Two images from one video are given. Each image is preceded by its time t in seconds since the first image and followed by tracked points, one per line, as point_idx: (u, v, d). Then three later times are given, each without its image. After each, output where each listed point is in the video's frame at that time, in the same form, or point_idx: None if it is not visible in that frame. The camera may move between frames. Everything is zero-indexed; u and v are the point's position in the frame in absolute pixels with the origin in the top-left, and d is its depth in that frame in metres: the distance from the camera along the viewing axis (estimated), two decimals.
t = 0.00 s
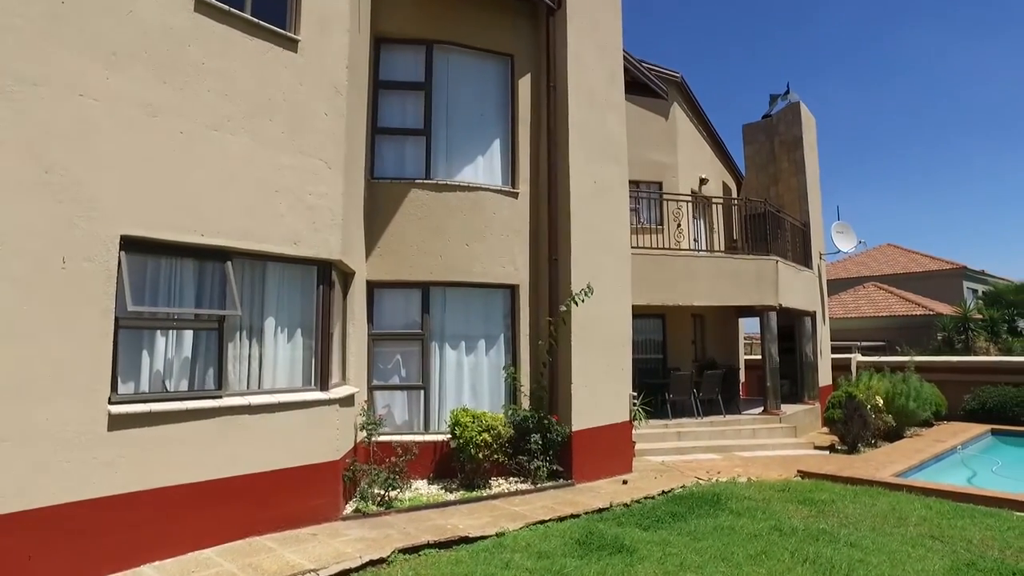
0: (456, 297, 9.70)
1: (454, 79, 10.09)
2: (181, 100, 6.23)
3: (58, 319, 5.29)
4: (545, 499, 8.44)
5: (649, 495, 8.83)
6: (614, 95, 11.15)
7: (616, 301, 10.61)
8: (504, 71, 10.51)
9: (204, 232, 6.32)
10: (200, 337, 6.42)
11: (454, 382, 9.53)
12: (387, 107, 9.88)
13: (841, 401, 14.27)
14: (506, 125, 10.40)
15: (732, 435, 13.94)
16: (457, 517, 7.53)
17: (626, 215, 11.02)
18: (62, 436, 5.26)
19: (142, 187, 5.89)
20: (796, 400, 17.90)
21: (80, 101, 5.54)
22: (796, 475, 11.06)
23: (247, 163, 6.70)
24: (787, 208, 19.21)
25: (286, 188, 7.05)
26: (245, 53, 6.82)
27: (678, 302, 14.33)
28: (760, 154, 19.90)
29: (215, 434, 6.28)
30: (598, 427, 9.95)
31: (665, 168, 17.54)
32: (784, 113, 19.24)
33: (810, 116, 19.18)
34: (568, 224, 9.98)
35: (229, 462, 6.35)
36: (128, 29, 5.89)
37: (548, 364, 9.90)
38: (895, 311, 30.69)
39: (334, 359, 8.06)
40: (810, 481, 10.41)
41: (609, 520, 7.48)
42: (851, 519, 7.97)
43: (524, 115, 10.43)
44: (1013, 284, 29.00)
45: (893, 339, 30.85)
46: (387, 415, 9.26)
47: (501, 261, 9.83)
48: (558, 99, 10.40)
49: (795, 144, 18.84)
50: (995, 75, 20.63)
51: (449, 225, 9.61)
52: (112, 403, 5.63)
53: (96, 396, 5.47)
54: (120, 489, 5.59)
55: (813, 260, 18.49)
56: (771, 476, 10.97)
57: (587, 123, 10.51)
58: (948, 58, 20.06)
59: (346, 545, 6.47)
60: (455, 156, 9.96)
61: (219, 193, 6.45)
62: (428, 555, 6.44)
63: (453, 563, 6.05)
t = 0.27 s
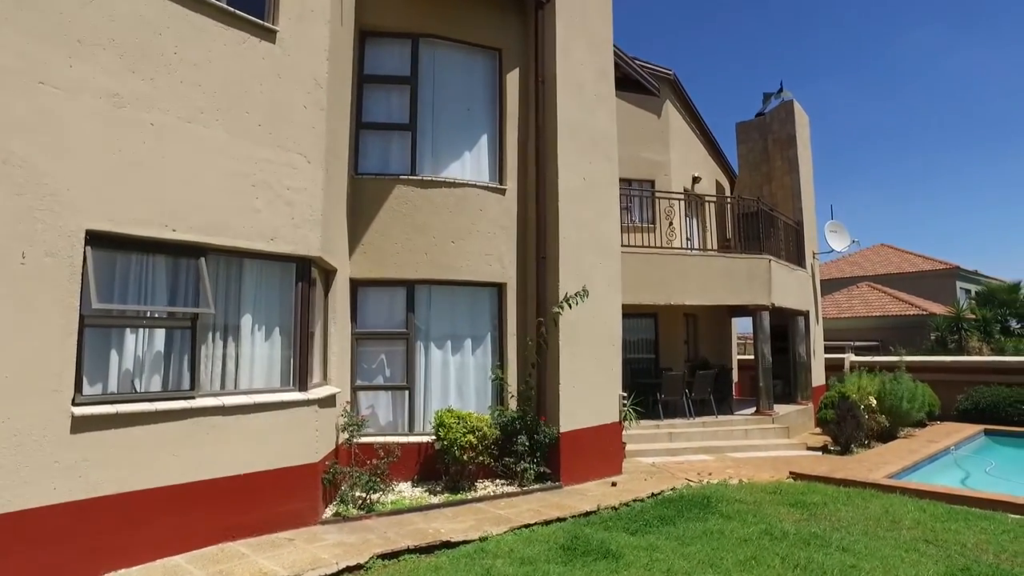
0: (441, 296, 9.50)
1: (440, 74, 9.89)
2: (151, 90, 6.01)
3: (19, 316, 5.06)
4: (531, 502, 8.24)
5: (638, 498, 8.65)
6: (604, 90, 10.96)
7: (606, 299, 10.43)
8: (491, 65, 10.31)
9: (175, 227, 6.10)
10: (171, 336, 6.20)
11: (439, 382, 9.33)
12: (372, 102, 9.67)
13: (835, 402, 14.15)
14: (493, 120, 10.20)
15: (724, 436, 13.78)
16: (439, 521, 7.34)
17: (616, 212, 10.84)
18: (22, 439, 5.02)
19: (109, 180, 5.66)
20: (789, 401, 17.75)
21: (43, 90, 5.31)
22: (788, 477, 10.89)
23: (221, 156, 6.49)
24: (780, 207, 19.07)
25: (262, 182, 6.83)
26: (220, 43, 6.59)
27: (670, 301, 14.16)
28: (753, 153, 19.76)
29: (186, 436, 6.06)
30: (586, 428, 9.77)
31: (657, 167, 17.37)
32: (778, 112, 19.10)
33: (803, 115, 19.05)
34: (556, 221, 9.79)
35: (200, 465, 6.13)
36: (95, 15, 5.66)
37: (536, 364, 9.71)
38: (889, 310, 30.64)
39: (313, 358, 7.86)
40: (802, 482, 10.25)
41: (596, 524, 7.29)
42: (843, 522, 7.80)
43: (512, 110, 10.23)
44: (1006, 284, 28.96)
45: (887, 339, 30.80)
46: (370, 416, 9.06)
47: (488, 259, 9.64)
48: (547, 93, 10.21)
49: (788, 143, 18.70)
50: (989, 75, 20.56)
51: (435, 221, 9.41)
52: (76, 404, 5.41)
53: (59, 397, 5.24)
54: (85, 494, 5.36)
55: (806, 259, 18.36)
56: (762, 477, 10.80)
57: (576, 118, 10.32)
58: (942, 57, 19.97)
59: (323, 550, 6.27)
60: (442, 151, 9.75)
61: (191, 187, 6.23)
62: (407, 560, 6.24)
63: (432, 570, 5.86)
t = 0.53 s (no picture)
0: (426, 293, 9.28)
1: (426, 67, 9.67)
2: (118, 77, 5.77)
3: None
4: (517, 505, 8.04)
5: (626, 500, 8.45)
6: (594, 85, 10.76)
7: (595, 298, 10.23)
8: (478, 58, 10.10)
9: (144, 220, 5.86)
10: (140, 333, 5.96)
11: (423, 382, 9.11)
12: (355, 95, 9.45)
13: (827, 402, 14.00)
14: (480, 114, 9.99)
15: (715, 436, 13.61)
16: (421, 525, 7.12)
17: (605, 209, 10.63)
18: None
19: (72, 170, 5.42)
20: (782, 401, 17.60)
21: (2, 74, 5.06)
22: (779, 478, 10.72)
23: (193, 147, 6.25)
24: (773, 205, 18.93)
25: (237, 174, 6.59)
26: (193, 30, 6.36)
27: (661, 299, 13.98)
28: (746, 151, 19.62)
29: (154, 438, 5.83)
30: (574, 428, 9.56)
31: (650, 164, 17.19)
32: (771, 110, 18.96)
33: (796, 113, 18.91)
34: (544, 217, 9.58)
35: (169, 467, 5.90)
36: None
37: (523, 363, 9.50)
38: (881, 310, 30.59)
39: (292, 356, 7.64)
40: (793, 484, 10.08)
41: (582, 527, 7.08)
42: (835, 525, 7.62)
43: (499, 104, 10.02)
44: (998, 284, 28.93)
45: (880, 339, 30.75)
46: (353, 416, 8.85)
47: (474, 255, 9.45)
48: (534, 88, 10.00)
49: (781, 141, 18.56)
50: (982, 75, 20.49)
51: (419, 217, 9.20)
52: (37, 403, 5.17)
53: (17, 396, 4.98)
54: (45, 498, 5.12)
55: (799, 258, 18.21)
56: (754, 478, 10.62)
57: (565, 113, 10.12)
58: (936, 58, 19.90)
59: (297, 555, 6.05)
60: (427, 145, 9.54)
61: (161, 178, 6.00)
62: (385, 566, 6.03)
63: None
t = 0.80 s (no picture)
0: (410, 292, 9.07)
1: (411, 61, 9.46)
2: (84, 65, 5.54)
3: None
4: (502, 508, 7.84)
5: (613, 504, 8.26)
6: (583, 81, 10.58)
7: (583, 297, 10.05)
8: (465, 53, 9.89)
9: (111, 214, 5.63)
10: (107, 331, 5.73)
11: (407, 382, 8.90)
12: (338, 88, 9.23)
13: (818, 402, 13.88)
14: (466, 109, 9.79)
15: (706, 438, 13.46)
16: (401, 530, 6.91)
17: (594, 206, 10.45)
18: None
19: (33, 160, 5.18)
20: (773, 401, 17.47)
21: None
22: (770, 480, 10.57)
23: (164, 139, 6.02)
24: (764, 205, 18.82)
25: (210, 167, 6.35)
26: (164, 17, 6.12)
27: (651, 299, 13.82)
28: (738, 150, 19.52)
29: (121, 441, 5.59)
30: (561, 430, 9.37)
31: (641, 163, 17.04)
32: (762, 108, 18.85)
33: (788, 112, 18.80)
34: (530, 214, 9.38)
35: (137, 471, 5.67)
36: None
37: (509, 363, 9.31)
38: (872, 310, 30.58)
39: (269, 356, 7.42)
40: (784, 486, 9.93)
41: (566, 532, 6.89)
42: (826, 529, 7.46)
43: (486, 100, 9.82)
44: (987, 285, 28.97)
45: (871, 339, 30.75)
46: (334, 417, 8.64)
47: (459, 253, 9.25)
48: (522, 83, 9.80)
49: (773, 140, 18.43)
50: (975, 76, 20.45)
51: (403, 213, 8.99)
52: None
53: None
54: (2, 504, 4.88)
55: (791, 258, 18.10)
56: (744, 480, 10.46)
57: (553, 108, 9.93)
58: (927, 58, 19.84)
59: (271, 562, 5.83)
60: (411, 141, 9.34)
61: (130, 170, 5.77)
62: (361, 573, 5.82)
63: None
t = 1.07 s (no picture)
0: (389, 289, 8.84)
1: (391, 53, 9.22)
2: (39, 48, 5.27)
3: None
4: (481, 512, 7.63)
5: (596, 507, 8.08)
6: (568, 75, 10.37)
7: (567, 295, 9.85)
8: (447, 46, 9.65)
9: (68, 205, 5.36)
10: (65, 328, 5.46)
11: (386, 382, 8.67)
12: (316, 81, 8.98)
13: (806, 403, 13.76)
14: (448, 103, 9.57)
15: (692, 438, 13.30)
16: (376, 535, 6.69)
17: (578, 203, 10.25)
18: None
19: None
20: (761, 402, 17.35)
21: None
22: (756, 481, 10.41)
23: (127, 128, 5.77)
24: (752, 204, 18.71)
25: (176, 159, 6.10)
26: (127, 1, 5.86)
27: (638, 298, 13.64)
28: (726, 149, 19.41)
29: (79, 443, 5.33)
30: (544, 431, 9.17)
31: (628, 161, 16.87)
32: (751, 107, 18.73)
33: (777, 110, 18.69)
34: (513, 210, 9.17)
35: (95, 476, 5.41)
36: None
37: (491, 362, 9.10)
38: (860, 310, 30.61)
39: (240, 355, 7.18)
40: (770, 488, 9.77)
41: (546, 537, 6.69)
42: (812, 533, 7.30)
43: (468, 93, 9.60)
44: (973, 285, 29.05)
45: (858, 339, 30.77)
46: (310, 418, 8.41)
47: (440, 250, 9.03)
48: (505, 77, 9.57)
49: (761, 139, 18.32)
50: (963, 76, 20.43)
51: (382, 209, 8.76)
52: None
53: None
54: None
55: (779, 257, 17.99)
56: (730, 482, 10.30)
57: (537, 103, 9.73)
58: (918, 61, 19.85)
59: (237, 570, 5.59)
60: (391, 135, 9.10)
61: (89, 160, 5.50)
62: None
63: None
